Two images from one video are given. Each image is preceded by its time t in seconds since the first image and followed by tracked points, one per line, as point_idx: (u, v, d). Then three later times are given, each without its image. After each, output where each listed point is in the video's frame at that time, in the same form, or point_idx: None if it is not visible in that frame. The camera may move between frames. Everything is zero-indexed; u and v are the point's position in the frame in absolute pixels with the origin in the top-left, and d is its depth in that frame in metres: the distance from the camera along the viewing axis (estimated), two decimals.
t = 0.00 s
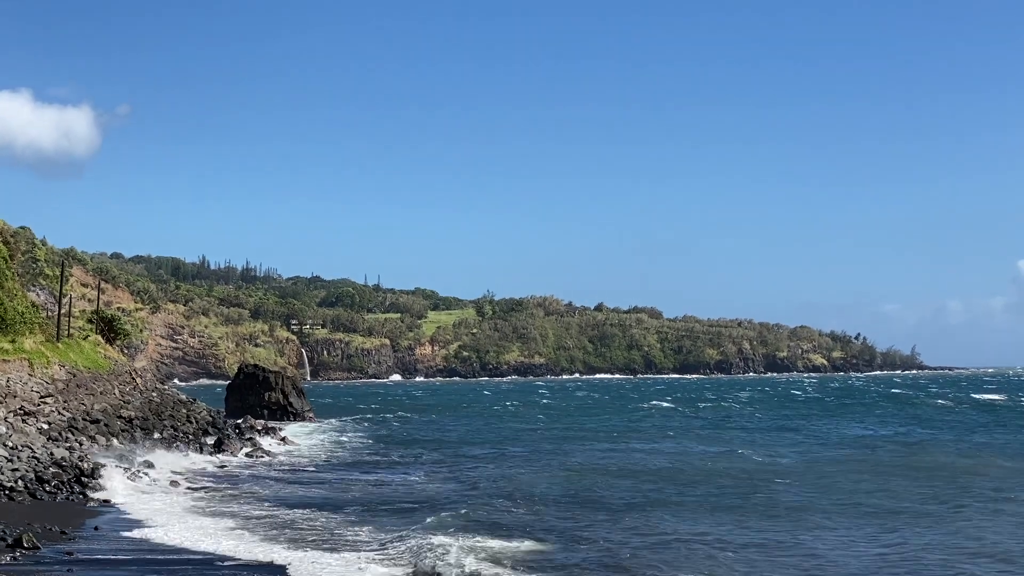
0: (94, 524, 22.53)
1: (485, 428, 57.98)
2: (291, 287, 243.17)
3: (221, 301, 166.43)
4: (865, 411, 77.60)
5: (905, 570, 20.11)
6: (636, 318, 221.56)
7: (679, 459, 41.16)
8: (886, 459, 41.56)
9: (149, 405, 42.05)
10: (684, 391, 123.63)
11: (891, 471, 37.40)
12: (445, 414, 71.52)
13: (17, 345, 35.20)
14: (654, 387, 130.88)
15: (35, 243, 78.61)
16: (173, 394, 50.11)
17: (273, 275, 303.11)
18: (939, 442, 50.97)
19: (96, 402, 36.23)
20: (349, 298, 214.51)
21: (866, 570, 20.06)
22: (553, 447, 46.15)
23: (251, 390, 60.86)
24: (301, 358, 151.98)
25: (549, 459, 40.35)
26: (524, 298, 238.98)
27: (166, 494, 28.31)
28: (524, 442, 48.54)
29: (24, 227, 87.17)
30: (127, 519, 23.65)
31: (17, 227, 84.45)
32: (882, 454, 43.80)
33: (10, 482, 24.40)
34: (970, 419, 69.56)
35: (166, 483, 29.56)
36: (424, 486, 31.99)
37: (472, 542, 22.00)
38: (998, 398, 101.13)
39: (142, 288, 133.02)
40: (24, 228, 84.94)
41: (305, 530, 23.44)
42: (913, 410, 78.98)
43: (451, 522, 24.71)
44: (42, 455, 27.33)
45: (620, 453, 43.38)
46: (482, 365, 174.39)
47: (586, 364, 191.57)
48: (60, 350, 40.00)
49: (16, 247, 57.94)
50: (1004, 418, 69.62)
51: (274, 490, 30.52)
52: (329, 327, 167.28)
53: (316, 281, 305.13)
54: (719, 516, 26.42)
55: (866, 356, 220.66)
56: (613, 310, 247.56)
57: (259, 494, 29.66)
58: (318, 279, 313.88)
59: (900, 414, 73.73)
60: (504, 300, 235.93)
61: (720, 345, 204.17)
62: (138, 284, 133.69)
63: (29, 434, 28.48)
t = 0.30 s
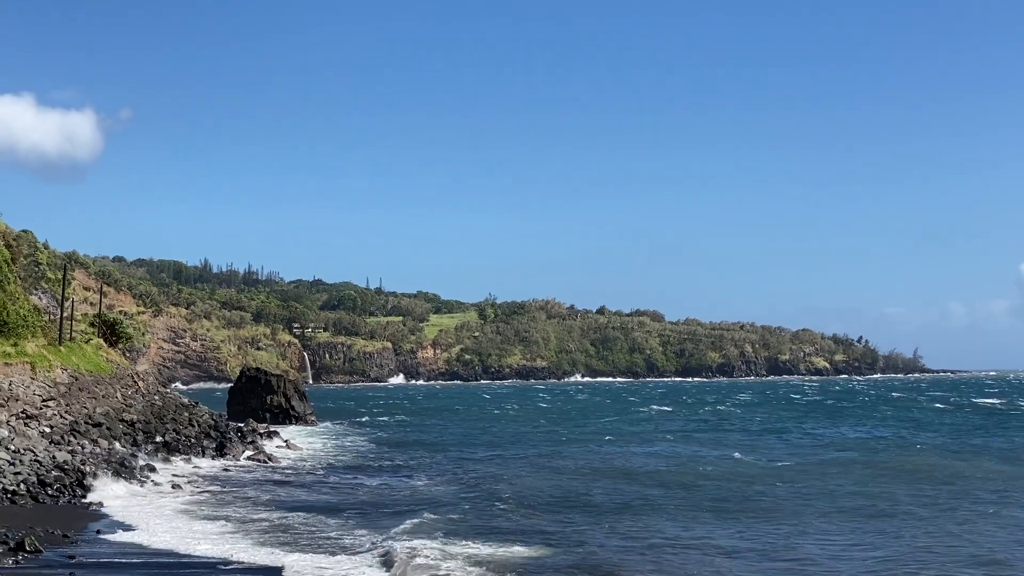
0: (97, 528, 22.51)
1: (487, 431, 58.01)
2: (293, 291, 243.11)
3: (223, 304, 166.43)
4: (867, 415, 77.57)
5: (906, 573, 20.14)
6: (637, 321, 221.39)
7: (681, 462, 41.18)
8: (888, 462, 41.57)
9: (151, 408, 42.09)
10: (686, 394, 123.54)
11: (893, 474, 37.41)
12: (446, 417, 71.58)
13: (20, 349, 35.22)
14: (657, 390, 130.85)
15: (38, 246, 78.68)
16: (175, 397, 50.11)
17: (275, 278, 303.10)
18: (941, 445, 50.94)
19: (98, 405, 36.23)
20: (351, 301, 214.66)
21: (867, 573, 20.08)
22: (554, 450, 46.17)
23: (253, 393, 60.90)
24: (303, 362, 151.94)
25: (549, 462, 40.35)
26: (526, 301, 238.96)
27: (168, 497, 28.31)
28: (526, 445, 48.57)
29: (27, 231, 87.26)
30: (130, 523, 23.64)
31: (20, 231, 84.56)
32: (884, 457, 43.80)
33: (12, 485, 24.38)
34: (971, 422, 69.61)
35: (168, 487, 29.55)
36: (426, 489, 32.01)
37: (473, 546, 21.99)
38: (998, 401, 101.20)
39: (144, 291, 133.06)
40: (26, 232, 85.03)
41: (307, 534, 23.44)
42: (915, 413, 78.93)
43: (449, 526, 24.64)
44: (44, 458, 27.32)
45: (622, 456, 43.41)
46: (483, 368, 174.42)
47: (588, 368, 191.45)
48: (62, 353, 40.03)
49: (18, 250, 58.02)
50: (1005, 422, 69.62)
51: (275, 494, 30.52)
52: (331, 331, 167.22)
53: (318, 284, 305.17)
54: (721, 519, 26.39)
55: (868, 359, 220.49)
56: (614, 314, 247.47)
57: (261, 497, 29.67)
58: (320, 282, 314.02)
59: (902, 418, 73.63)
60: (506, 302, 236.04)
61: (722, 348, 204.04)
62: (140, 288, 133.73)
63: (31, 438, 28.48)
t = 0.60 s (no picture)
0: (100, 531, 22.46)
1: (490, 433, 58.02)
2: (296, 293, 243.23)
3: (227, 307, 166.57)
4: (872, 417, 77.34)
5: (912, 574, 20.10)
6: (641, 323, 221.20)
7: (684, 465, 41.10)
8: (892, 464, 41.48)
9: (155, 410, 42.10)
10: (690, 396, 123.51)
11: (897, 477, 37.36)
12: (450, 419, 71.56)
13: (24, 351, 35.27)
14: (660, 393, 130.59)
15: (42, 249, 78.89)
16: (178, 400, 50.12)
17: (278, 280, 303.18)
18: (946, 448, 50.82)
19: (102, 407, 36.25)
20: (354, 304, 214.89)
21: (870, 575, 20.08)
22: (558, 452, 46.11)
23: (257, 396, 60.92)
24: (307, 364, 151.96)
25: (552, 464, 40.28)
26: (530, 304, 238.93)
27: (172, 499, 28.31)
28: (529, 447, 48.53)
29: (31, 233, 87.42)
30: (133, 525, 23.63)
31: (25, 234, 84.85)
32: (888, 459, 43.70)
33: (16, 488, 24.37)
34: (974, 424, 69.52)
35: (172, 489, 29.54)
36: (430, 491, 32.03)
37: (477, 548, 22.00)
38: (1000, 403, 101.20)
39: (148, 294, 133.25)
40: (30, 234, 85.21)
41: (311, 536, 23.46)
42: (918, 416, 78.78)
43: (451, 528, 24.56)
44: (48, 461, 27.32)
45: (625, 459, 43.37)
46: (487, 371, 174.36)
47: (591, 370, 191.19)
48: (67, 355, 40.09)
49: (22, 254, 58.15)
50: (1011, 424, 69.32)
51: (278, 496, 30.48)
52: (335, 333, 167.28)
53: (321, 287, 305.43)
54: (726, 522, 26.28)
55: (872, 362, 220.08)
56: (618, 316, 247.39)
57: (264, 500, 29.66)
58: (324, 285, 314.27)
59: (906, 420, 73.43)
60: (509, 305, 236.02)
61: (726, 351, 203.78)
62: (144, 290, 133.90)
63: (36, 440, 28.50)
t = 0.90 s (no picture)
0: (103, 533, 22.40)
1: (495, 435, 57.95)
2: (300, 295, 243.39)
3: (232, 309, 166.73)
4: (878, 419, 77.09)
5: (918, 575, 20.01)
6: (646, 325, 220.92)
7: (689, 466, 40.98)
8: (898, 466, 41.33)
9: (160, 412, 42.06)
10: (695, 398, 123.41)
11: (903, 478, 37.19)
12: (455, 421, 71.49)
13: (29, 353, 35.26)
14: (665, 395, 130.36)
15: (47, 251, 79.00)
16: (184, 402, 50.10)
17: (282, 282, 303.33)
18: (952, 449, 50.63)
19: (107, 409, 36.25)
20: (359, 306, 215.03)
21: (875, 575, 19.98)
22: (564, 454, 45.97)
23: (261, 397, 60.87)
24: (312, 366, 151.95)
25: (556, 466, 40.18)
26: (535, 305, 238.85)
27: (178, 501, 28.25)
28: (534, 449, 48.46)
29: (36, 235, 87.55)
30: (137, 527, 23.57)
31: (30, 236, 85.04)
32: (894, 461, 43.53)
33: (22, 489, 24.33)
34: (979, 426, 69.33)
35: (177, 491, 29.47)
36: (435, 493, 31.97)
37: (482, 550, 21.91)
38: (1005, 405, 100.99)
39: (153, 296, 133.47)
40: (35, 236, 85.31)
41: (317, 537, 23.38)
42: (925, 418, 78.52)
43: (454, 531, 24.39)
44: (54, 463, 27.30)
45: (630, 461, 43.26)
46: (491, 372, 174.29)
47: (596, 372, 190.81)
48: (72, 358, 40.07)
49: (28, 256, 58.24)
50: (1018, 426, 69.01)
51: (283, 498, 30.42)
52: (340, 335, 167.36)
53: (326, 289, 305.72)
54: (731, 523, 26.18)
55: (877, 363, 219.54)
56: (623, 317, 247.17)
57: (269, 501, 29.58)
58: (329, 287, 314.59)
59: (912, 422, 73.18)
60: (514, 307, 235.95)
61: (731, 352, 203.40)
62: (149, 293, 134.10)
63: (41, 442, 28.48)
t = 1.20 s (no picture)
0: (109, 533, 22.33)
1: (500, 436, 57.94)
2: (306, 296, 243.83)
3: (238, 310, 166.95)
4: (884, 420, 76.90)
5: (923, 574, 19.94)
6: (651, 326, 220.64)
7: (694, 467, 40.92)
8: (903, 467, 41.22)
9: (166, 413, 42.06)
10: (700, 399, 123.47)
11: (908, 479, 37.08)
12: (460, 422, 71.49)
13: (36, 354, 35.30)
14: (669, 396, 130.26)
15: (54, 252, 79.19)
16: (190, 403, 50.14)
17: (288, 283, 303.76)
18: (957, 450, 50.47)
19: (114, 410, 36.25)
20: (365, 307, 215.25)
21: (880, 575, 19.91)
22: (569, 455, 45.94)
23: (267, 399, 60.87)
24: (318, 367, 152.01)
25: (562, 467, 40.19)
26: (540, 307, 238.79)
27: (183, 502, 28.20)
28: (538, 450, 48.46)
29: (42, 236, 87.80)
30: (143, 527, 23.53)
31: (37, 237, 85.30)
32: (899, 462, 43.42)
33: (28, 490, 24.27)
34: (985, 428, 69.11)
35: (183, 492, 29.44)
36: (441, 494, 31.91)
37: (486, 551, 21.84)
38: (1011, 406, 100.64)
39: (159, 297, 133.73)
40: (41, 237, 85.58)
41: (322, 538, 23.31)
42: (930, 419, 78.40)
43: (458, 532, 24.34)
44: (60, 463, 27.27)
45: (635, 461, 43.20)
46: (497, 373, 174.23)
47: (603, 372, 190.45)
48: (78, 359, 40.11)
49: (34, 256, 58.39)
50: None
51: (289, 498, 30.38)
52: (346, 336, 167.47)
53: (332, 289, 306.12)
54: (735, 524, 26.11)
55: (884, 365, 218.90)
56: (629, 318, 246.94)
57: (275, 502, 29.57)
58: (335, 288, 315.09)
59: (918, 423, 72.99)
60: (519, 308, 235.98)
61: (737, 353, 203.01)
62: (155, 294, 134.37)
63: (47, 442, 28.46)
